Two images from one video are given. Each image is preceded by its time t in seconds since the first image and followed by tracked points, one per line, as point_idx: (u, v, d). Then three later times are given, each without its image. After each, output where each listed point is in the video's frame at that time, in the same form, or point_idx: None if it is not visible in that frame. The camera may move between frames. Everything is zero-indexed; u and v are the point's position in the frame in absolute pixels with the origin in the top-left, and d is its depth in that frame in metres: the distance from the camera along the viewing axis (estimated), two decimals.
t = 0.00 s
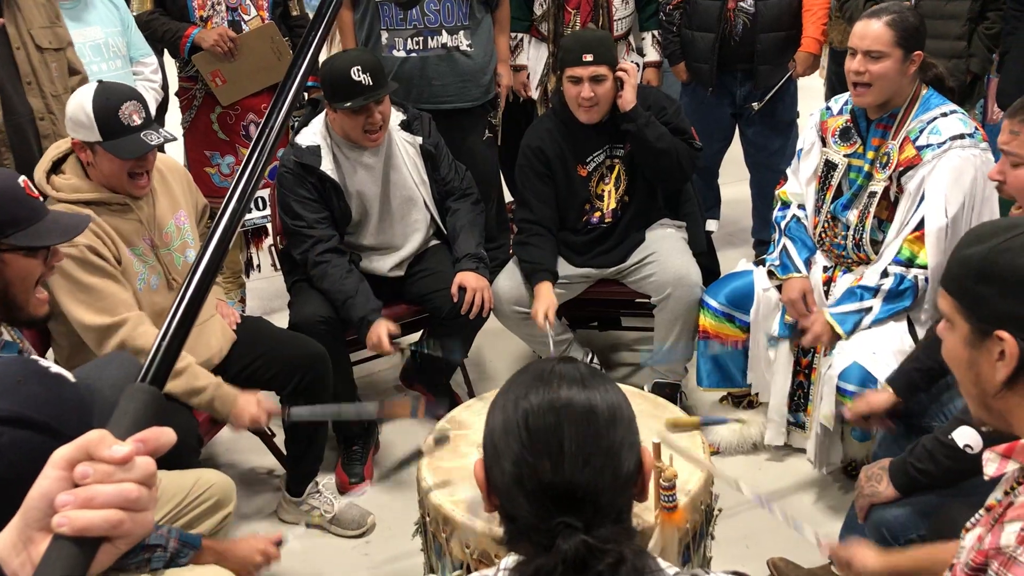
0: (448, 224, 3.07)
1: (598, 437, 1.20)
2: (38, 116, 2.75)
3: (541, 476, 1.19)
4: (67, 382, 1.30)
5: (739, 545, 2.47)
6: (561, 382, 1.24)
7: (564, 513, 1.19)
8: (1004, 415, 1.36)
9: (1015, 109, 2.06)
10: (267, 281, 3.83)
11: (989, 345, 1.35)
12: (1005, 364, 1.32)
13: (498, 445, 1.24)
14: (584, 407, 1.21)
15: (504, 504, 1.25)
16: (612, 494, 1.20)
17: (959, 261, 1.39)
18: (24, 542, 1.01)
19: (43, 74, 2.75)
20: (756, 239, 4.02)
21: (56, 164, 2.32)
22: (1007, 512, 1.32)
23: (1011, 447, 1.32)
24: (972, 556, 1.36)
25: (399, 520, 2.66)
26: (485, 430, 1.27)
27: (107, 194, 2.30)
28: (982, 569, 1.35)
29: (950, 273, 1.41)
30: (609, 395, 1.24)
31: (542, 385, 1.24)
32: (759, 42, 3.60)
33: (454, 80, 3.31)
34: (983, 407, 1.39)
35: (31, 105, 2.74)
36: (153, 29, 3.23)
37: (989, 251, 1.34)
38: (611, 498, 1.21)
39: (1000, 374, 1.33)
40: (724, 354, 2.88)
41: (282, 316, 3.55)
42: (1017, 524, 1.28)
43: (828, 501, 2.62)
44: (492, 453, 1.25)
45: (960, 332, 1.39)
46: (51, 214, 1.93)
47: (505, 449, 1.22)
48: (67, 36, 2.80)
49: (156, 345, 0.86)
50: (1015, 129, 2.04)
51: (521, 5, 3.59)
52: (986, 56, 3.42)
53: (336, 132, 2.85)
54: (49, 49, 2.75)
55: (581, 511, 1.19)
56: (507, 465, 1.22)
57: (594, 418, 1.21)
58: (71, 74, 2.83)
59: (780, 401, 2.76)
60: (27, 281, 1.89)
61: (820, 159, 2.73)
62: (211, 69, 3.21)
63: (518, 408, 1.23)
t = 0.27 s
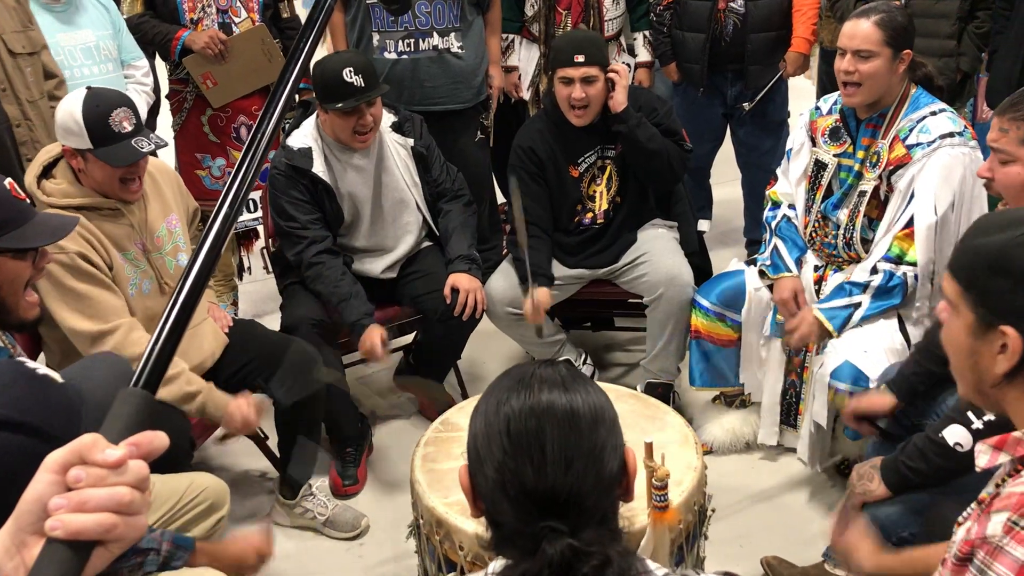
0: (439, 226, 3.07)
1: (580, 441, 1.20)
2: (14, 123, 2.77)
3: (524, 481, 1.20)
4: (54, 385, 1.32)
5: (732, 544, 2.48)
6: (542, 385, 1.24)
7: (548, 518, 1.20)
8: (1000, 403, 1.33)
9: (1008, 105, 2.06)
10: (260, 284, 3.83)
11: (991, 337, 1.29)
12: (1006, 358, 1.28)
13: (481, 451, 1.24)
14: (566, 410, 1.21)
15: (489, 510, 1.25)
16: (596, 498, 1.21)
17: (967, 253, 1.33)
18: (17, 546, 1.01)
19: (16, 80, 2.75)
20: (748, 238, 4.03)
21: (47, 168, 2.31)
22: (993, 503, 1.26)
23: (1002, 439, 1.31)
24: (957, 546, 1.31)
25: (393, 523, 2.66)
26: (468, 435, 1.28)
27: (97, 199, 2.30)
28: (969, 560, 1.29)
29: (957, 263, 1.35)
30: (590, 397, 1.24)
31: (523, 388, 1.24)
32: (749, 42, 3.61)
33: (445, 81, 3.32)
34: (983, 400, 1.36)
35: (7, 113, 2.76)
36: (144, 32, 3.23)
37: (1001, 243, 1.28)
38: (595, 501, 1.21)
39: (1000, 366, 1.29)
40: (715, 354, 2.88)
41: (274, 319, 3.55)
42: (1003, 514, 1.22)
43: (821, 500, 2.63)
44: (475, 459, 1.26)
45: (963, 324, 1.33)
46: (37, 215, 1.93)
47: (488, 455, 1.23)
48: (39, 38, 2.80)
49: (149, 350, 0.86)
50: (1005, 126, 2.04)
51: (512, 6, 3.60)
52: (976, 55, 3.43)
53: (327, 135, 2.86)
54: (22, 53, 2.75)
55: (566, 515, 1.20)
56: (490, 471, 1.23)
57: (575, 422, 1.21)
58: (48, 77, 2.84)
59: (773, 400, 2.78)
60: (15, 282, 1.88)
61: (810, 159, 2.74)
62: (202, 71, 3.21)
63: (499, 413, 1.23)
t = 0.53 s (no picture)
0: (433, 228, 3.07)
1: (572, 441, 1.21)
2: None
3: (516, 482, 1.20)
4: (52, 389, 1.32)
5: (727, 544, 2.49)
6: (534, 387, 1.25)
7: (541, 520, 1.20)
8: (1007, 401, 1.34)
9: (994, 111, 2.08)
10: (253, 286, 3.82)
11: (1005, 332, 1.29)
12: (1018, 354, 1.28)
13: (473, 454, 1.25)
14: (558, 411, 1.22)
15: (481, 511, 1.25)
16: (589, 499, 1.20)
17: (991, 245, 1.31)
18: (12, 550, 1.00)
19: None
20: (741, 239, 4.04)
21: (37, 173, 2.31)
22: (997, 500, 1.26)
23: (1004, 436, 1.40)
24: (960, 544, 1.29)
25: (387, 525, 2.65)
26: (461, 437, 1.28)
27: (88, 203, 2.29)
28: (972, 557, 1.28)
29: (981, 255, 1.33)
30: (583, 398, 1.25)
31: (515, 390, 1.25)
32: (741, 43, 3.62)
33: (439, 83, 3.32)
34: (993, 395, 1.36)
35: None
36: (136, 34, 3.21)
37: None
38: (588, 501, 1.21)
39: (1010, 363, 1.29)
40: (710, 354, 2.89)
41: (267, 321, 3.54)
42: (1008, 511, 1.21)
43: (814, 500, 2.64)
44: (468, 461, 1.26)
45: (976, 316, 1.33)
46: (46, 227, 1.93)
47: (480, 456, 1.23)
48: (14, 41, 2.77)
49: (144, 352, 0.85)
50: (992, 132, 2.06)
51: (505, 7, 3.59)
52: (968, 56, 3.45)
53: (321, 138, 2.85)
54: None
55: (558, 517, 1.20)
56: (482, 473, 1.23)
57: (567, 423, 1.22)
58: (25, 80, 2.82)
59: (767, 401, 2.78)
60: (20, 294, 1.86)
61: (803, 159, 2.75)
62: (194, 73, 3.20)
63: (491, 415, 1.24)
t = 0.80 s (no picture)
0: (430, 229, 3.07)
1: (569, 444, 1.21)
2: None
3: (514, 486, 1.20)
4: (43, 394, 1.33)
5: (723, 545, 2.49)
6: (530, 389, 1.25)
7: (539, 524, 1.20)
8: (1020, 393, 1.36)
9: (992, 109, 2.08)
10: (248, 288, 3.82)
11: None
12: None
13: (470, 457, 1.25)
14: (554, 414, 1.22)
15: (479, 515, 1.26)
16: (587, 502, 1.21)
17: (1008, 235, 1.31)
18: (9, 551, 1.00)
19: None
20: (737, 240, 4.04)
21: (30, 175, 2.30)
22: (1002, 498, 1.26)
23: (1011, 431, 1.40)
24: (965, 541, 1.28)
25: (383, 526, 2.65)
26: (458, 440, 1.29)
27: (81, 203, 2.28)
28: (976, 554, 1.27)
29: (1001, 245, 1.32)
30: (579, 400, 1.25)
31: (512, 393, 1.25)
32: (736, 44, 3.63)
33: (435, 85, 3.32)
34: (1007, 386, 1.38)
35: None
36: (130, 36, 3.21)
37: None
38: (585, 504, 1.21)
39: None
40: (706, 354, 2.89)
41: (263, 323, 3.54)
42: (1014, 509, 1.21)
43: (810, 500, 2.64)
44: (465, 464, 1.26)
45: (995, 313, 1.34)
46: (37, 223, 1.92)
47: (477, 460, 1.24)
48: (8, 44, 2.76)
49: (142, 353, 0.85)
50: (991, 128, 2.06)
51: (501, 9, 3.62)
52: (963, 57, 3.45)
53: (316, 139, 2.85)
54: None
55: (556, 521, 1.20)
56: (479, 477, 1.23)
57: (565, 425, 1.22)
58: (20, 83, 2.81)
59: (764, 401, 2.78)
60: (14, 288, 1.86)
61: (798, 160, 2.76)
62: (189, 76, 3.20)
63: (488, 418, 1.24)
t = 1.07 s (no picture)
0: (427, 230, 3.07)
1: (566, 451, 1.21)
2: None
3: (511, 494, 1.21)
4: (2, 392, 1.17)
5: (722, 545, 2.49)
6: (527, 395, 1.25)
7: (536, 534, 1.20)
8: None
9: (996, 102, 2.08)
10: (246, 290, 3.82)
11: None
12: None
13: (466, 461, 1.25)
14: (551, 420, 1.22)
15: (476, 521, 1.26)
16: (584, 509, 1.21)
17: None
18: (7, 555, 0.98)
19: None
20: (735, 241, 4.05)
21: (25, 175, 2.30)
22: (1008, 491, 1.27)
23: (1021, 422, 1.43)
24: (969, 531, 1.28)
25: (381, 527, 2.65)
26: (455, 445, 1.28)
27: (77, 202, 2.29)
28: (980, 545, 1.27)
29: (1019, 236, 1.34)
30: (576, 405, 1.24)
31: (508, 398, 1.25)
32: (734, 45, 3.63)
33: (433, 85, 3.32)
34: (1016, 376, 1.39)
35: None
36: (127, 40, 3.22)
37: None
38: (582, 513, 1.21)
39: None
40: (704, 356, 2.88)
41: (261, 325, 3.54)
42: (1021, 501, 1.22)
43: (809, 501, 2.64)
44: (461, 470, 1.26)
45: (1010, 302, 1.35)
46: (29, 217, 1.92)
47: (474, 467, 1.24)
48: (9, 43, 2.75)
49: (139, 357, 0.85)
50: (996, 121, 2.07)
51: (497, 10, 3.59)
52: (959, 59, 3.45)
53: (314, 139, 2.85)
54: None
55: (553, 531, 1.21)
56: (476, 485, 1.23)
57: (562, 431, 1.21)
58: (22, 83, 2.81)
59: (761, 402, 2.80)
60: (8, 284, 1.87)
61: (796, 160, 2.76)
62: (186, 77, 3.20)
63: (485, 424, 1.24)
